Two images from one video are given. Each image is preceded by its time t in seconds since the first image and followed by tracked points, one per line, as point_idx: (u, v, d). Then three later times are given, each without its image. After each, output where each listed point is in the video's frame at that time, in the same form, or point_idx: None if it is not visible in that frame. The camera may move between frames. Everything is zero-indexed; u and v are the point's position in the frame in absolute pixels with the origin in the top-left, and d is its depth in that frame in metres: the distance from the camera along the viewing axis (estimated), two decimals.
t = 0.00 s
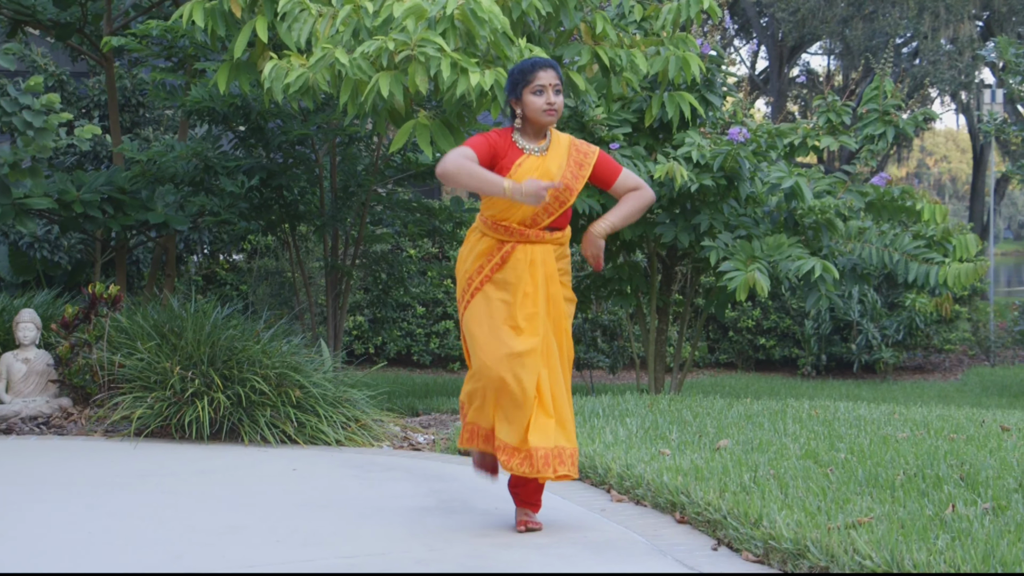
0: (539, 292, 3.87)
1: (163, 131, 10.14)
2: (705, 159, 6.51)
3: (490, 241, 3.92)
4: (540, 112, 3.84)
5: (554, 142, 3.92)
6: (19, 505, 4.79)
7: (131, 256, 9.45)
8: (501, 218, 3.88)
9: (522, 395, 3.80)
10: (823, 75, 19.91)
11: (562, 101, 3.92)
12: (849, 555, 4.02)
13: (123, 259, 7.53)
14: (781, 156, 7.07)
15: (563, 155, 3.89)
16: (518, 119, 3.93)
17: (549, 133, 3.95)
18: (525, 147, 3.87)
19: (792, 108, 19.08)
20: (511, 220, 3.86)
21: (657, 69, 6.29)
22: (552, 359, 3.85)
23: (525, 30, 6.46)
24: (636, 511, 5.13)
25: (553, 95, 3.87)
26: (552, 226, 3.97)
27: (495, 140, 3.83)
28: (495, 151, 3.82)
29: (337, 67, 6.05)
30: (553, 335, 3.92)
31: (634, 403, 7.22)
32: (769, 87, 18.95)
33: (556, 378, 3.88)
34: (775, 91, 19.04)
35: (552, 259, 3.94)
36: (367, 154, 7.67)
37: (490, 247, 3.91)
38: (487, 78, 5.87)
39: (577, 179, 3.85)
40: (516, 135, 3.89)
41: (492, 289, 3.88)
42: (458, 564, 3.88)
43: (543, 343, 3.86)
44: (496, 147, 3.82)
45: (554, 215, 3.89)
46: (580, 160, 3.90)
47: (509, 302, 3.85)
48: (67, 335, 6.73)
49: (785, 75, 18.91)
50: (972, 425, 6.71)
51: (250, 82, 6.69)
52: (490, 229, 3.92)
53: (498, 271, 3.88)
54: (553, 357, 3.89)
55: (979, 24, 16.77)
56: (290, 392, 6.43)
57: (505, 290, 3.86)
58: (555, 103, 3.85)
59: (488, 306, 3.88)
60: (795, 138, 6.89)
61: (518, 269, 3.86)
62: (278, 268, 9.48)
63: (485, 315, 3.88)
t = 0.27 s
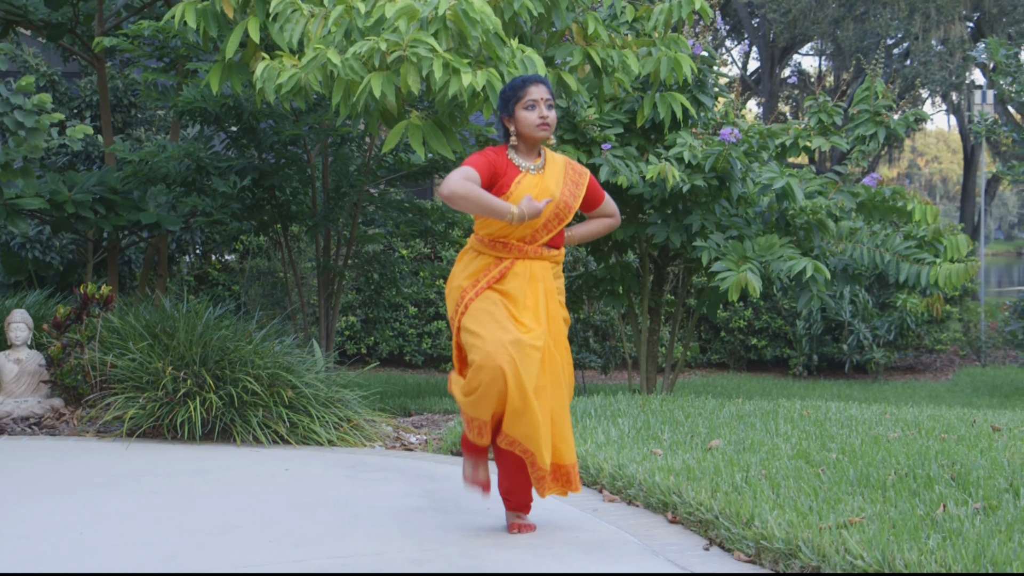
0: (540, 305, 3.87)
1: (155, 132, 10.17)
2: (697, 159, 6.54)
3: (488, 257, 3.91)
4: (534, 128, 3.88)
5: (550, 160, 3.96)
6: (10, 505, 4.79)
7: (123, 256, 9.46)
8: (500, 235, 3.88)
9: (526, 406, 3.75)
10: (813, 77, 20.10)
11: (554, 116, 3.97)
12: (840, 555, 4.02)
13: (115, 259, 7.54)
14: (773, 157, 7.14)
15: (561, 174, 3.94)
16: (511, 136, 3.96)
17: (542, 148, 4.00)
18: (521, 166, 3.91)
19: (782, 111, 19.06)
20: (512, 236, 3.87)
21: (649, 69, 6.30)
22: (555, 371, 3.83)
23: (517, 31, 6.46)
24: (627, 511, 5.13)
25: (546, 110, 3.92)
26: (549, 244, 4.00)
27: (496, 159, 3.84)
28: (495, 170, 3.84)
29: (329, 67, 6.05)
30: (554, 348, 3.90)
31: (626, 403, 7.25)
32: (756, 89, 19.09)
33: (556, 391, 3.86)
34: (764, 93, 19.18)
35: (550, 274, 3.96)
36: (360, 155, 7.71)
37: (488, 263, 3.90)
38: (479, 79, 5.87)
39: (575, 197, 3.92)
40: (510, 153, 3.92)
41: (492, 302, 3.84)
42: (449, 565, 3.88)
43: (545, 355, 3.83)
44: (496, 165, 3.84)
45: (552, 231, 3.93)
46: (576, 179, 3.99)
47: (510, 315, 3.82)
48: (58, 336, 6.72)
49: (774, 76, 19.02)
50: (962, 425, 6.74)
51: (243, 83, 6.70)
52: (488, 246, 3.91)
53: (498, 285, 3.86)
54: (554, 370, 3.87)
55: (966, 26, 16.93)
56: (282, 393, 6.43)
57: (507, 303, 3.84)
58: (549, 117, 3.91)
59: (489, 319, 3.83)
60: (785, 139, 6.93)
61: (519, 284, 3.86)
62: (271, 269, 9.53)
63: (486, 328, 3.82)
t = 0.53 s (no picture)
0: (532, 293, 3.90)
1: (160, 136, 10.40)
2: (687, 163, 6.74)
3: (481, 246, 3.91)
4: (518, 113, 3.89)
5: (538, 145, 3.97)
6: (20, 498, 5.00)
7: (129, 257, 9.67)
8: (493, 221, 3.87)
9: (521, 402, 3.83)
10: (801, 81, 20.41)
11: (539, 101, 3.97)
12: (826, 547, 4.15)
13: (121, 260, 7.74)
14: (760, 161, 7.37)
15: (550, 160, 3.98)
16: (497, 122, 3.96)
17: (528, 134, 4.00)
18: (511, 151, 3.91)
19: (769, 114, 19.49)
20: (504, 223, 3.86)
21: (641, 76, 6.51)
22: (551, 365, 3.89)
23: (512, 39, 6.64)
24: (619, 506, 5.29)
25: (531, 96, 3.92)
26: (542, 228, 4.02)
27: (489, 147, 3.85)
28: (488, 155, 3.83)
29: (329, 74, 6.22)
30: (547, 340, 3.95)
31: (618, 400, 7.45)
32: (745, 93, 19.37)
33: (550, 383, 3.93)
34: (752, 98, 19.45)
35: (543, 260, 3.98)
36: (359, 158, 7.96)
37: (482, 252, 3.91)
38: (475, 85, 6.05)
39: (565, 179, 3.94)
40: (497, 139, 3.93)
41: (486, 294, 3.87)
42: (447, 554, 4.05)
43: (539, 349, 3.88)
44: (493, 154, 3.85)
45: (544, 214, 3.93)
46: (563, 163, 4.02)
47: (505, 308, 3.85)
48: (67, 335, 6.92)
49: (761, 81, 19.30)
50: (943, 420, 6.95)
51: (246, 89, 6.90)
52: (480, 233, 3.91)
53: (491, 276, 3.88)
54: (547, 363, 3.93)
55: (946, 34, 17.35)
56: (283, 389, 6.61)
57: (500, 295, 3.86)
58: (534, 104, 3.90)
59: (484, 314, 3.86)
60: (773, 143, 7.15)
61: (512, 274, 3.88)
62: (272, 269, 9.77)
63: (481, 323, 3.86)
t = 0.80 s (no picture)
0: (518, 284, 3.85)
1: (155, 137, 10.42)
2: (681, 164, 6.73)
3: (465, 235, 3.85)
4: (496, 94, 3.84)
5: (521, 128, 3.90)
6: (13, 498, 5.00)
7: (124, 258, 9.67)
8: (476, 208, 3.81)
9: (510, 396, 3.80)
10: (794, 83, 20.46)
11: (520, 82, 3.91)
12: (821, 547, 4.14)
13: (117, 260, 7.75)
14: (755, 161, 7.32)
15: (536, 143, 3.91)
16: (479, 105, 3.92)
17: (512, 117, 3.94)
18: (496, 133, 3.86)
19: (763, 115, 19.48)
20: (488, 211, 3.81)
21: (636, 76, 6.52)
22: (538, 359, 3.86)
23: (506, 39, 6.63)
24: (614, 506, 5.28)
25: (511, 77, 3.87)
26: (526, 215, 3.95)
27: (477, 129, 3.80)
28: (471, 135, 3.78)
29: (324, 74, 6.22)
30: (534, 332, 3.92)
31: (613, 400, 7.47)
32: (739, 95, 19.33)
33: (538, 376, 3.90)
34: (746, 98, 19.40)
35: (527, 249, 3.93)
36: (354, 158, 8.00)
37: (466, 242, 3.85)
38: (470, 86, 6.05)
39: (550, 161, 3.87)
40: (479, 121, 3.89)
41: (472, 288, 3.82)
42: (440, 554, 4.04)
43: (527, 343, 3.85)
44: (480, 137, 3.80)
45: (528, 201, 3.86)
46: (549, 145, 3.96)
47: (492, 302, 3.80)
48: (60, 335, 6.94)
49: (756, 82, 19.24)
50: (937, 420, 6.97)
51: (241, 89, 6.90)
52: (464, 221, 3.85)
53: (477, 267, 3.83)
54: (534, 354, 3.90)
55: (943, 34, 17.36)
56: (278, 390, 6.62)
57: (486, 288, 3.81)
58: (513, 84, 3.85)
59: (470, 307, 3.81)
60: (767, 144, 7.14)
61: (498, 265, 3.83)
62: (267, 270, 9.80)
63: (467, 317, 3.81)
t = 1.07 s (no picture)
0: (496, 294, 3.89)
1: (153, 139, 10.55)
2: (670, 165, 6.87)
3: (446, 244, 3.88)
4: (477, 92, 3.85)
5: (506, 132, 3.92)
6: (16, 494, 5.13)
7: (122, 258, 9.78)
8: (457, 218, 3.83)
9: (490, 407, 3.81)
10: (780, 84, 20.62)
11: (504, 80, 3.89)
12: (804, 541, 4.29)
13: (114, 260, 7.84)
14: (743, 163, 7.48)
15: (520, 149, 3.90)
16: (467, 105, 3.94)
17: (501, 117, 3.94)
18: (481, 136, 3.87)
19: (751, 117, 19.49)
20: (468, 219, 3.83)
21: (626, 79, 6.63)
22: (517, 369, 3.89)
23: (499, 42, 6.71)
24: (604, 502, 5.42)
25: (494, 75, 3.86)
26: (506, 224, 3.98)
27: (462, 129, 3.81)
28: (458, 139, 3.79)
29: (318, 76, 6.30)
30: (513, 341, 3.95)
31: (603, 399, 7.61)
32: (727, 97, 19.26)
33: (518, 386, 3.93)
34: (735, 101, 19.36)
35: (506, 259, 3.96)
36: (348, 160, 8.13)
37: (446, 251, 3.87)
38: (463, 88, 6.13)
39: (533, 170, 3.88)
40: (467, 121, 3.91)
41: (451, 296, 3.86)
42: (433, 550, 4.18)
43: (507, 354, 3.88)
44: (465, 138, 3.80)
45: (508, 212, 3.88)
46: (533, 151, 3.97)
47: (472, 312, 3.83)
48: (61, 334, 7.16)
49: (746, 86, 19.13)
50: (919, 418, 7.13)
51: (237, 91, 6.99)
52: (444, 230, 3.88)
53: (456, 277, 3.86)
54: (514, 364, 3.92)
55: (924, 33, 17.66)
56: (275, 387, 6.78)
57: (466, 296, 3.84)
58: (495, 82, 3.84)
59: (450, 317, 3.84)
60: (755, 147, 7.29)
61: (477, 275, 3.85)
62: (264, 269, 9.94)
63: (447, 327, 3.84)
